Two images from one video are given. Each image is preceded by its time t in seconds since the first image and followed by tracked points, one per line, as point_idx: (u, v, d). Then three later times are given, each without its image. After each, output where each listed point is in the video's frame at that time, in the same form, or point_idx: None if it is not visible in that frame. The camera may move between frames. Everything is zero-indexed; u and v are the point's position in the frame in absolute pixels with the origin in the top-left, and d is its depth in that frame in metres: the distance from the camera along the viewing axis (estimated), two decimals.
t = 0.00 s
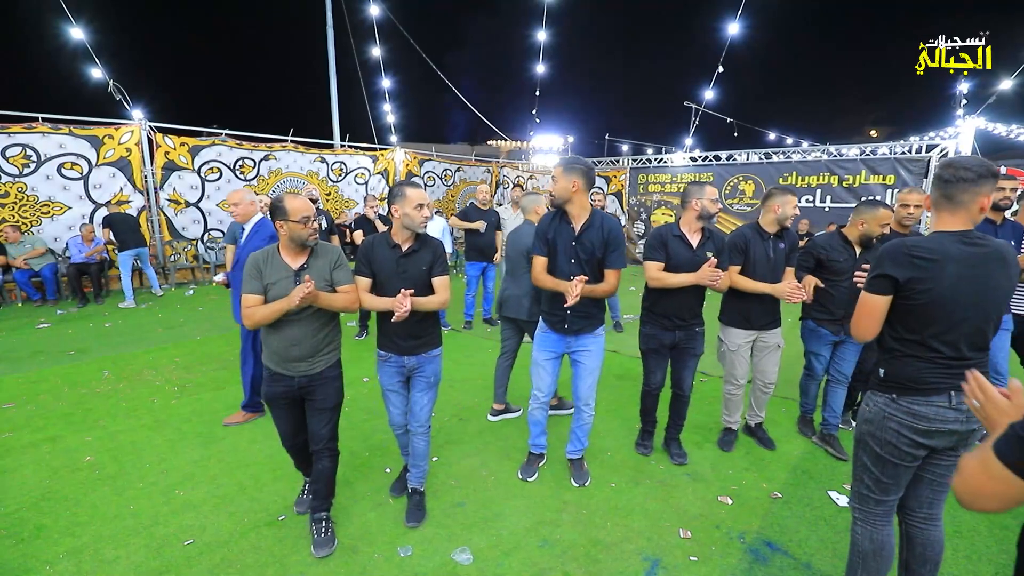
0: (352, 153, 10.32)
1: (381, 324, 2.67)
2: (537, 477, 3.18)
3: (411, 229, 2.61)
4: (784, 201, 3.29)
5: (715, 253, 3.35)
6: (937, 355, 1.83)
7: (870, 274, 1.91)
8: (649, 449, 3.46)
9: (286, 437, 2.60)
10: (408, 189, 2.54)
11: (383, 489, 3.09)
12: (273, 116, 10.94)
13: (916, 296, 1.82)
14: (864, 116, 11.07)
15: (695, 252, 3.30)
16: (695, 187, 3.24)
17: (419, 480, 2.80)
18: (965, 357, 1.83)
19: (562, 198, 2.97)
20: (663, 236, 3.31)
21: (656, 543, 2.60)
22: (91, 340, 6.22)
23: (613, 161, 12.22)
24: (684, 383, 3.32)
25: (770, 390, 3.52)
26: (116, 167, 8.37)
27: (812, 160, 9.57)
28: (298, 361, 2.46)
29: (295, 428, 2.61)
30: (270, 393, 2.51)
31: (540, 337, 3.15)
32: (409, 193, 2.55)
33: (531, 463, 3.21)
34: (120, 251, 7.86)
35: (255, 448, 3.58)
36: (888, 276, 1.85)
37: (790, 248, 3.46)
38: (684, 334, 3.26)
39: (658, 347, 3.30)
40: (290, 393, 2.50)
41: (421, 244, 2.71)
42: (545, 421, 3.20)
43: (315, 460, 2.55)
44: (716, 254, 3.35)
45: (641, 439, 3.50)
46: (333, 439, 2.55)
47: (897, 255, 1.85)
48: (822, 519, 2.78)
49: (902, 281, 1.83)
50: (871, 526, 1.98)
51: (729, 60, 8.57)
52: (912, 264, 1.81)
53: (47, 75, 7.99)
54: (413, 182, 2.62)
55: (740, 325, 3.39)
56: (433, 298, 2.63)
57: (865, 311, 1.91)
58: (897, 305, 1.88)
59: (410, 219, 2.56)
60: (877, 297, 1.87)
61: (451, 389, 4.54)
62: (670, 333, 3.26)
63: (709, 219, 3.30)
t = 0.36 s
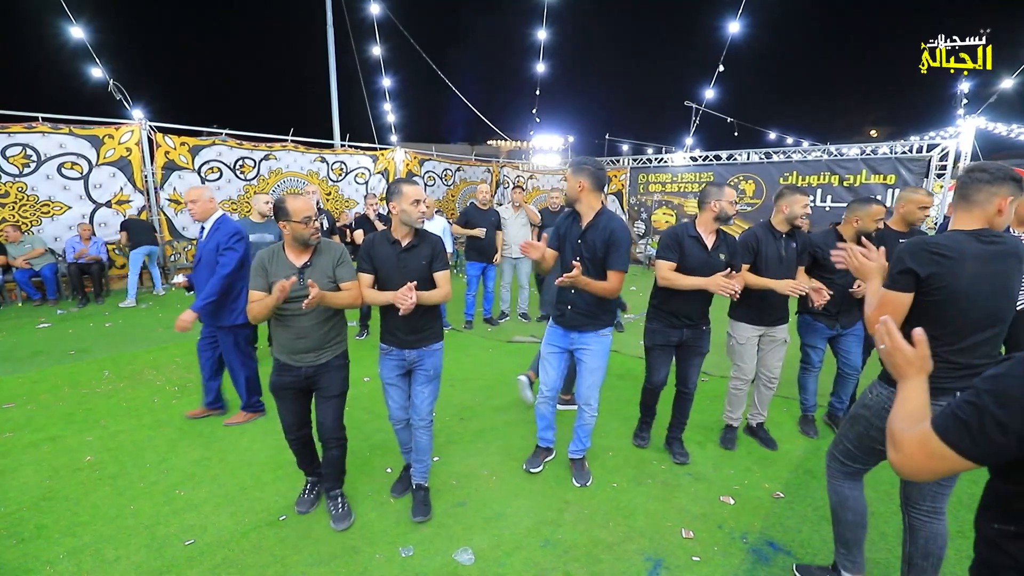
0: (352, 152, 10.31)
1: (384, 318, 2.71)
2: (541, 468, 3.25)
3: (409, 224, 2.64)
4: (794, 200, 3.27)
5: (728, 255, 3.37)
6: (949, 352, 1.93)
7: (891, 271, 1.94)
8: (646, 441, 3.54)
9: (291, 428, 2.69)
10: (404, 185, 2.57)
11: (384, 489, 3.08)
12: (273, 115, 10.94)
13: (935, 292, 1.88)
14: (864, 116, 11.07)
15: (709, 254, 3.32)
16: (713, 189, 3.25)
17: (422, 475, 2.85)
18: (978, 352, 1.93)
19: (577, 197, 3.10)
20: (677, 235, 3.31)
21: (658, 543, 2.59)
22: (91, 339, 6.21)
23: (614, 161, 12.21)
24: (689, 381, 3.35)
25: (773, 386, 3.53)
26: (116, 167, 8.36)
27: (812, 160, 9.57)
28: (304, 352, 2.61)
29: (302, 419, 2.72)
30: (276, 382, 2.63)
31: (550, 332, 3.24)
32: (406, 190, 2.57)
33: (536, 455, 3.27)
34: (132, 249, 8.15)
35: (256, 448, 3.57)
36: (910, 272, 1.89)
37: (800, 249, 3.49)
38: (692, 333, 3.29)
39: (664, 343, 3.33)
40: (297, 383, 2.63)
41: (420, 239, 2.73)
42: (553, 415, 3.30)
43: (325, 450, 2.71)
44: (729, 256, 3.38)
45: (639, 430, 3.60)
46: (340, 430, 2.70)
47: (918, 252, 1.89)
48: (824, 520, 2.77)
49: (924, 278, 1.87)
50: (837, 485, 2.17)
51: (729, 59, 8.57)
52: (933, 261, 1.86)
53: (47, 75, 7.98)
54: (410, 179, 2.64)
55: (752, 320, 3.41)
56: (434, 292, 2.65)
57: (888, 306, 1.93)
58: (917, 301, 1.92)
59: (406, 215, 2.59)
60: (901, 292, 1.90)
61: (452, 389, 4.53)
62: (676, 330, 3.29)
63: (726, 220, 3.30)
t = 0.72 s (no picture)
0: (352, 153, 10.29)
1: (393, 319, 2.83)
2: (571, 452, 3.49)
3: (419, 226, 2.74)
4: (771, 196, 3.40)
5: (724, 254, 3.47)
6: (921, 346, 1.99)
7: (874, 266, 1.99)
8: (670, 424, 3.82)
9: (307, 423, 2.81)
10: (417, 188, 2.67)
11: (383, 490, 3.07)
12: (273, 116, 10.96)
13: (912, 288, 1.95)
14: (864, 116, 11.08)
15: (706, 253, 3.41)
16: (711, 189, 3.30)
17: (436, 465, 3.00)
18: (948, 347, 2.01)
19: (585, 199, 3.11)
20: (676, 236, 3.41)
21: (658, 544, 2.58)
22: (91, 339, 6.21)
23: (613, 161, 12.19)
24: (689, 376, 3.40)
25: (769, 383, 3.55)
26: (116, 167, 8.36)
27: (813, 159, 9.56)
28: (324, 349, 2.75)
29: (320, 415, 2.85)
30: (294, 378, 2.76)
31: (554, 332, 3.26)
32: (418, 192, 2.67)
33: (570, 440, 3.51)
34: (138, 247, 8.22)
35: (256, 448, 3.57)
36: (894, 268, 1.94)
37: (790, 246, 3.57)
38: (692, 331, 3.36)
39: (667, 344, 3.38)
40: (317, 379, 2.76)
41: (430, 241, 2.85)
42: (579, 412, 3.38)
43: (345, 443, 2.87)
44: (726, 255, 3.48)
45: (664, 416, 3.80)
46: (359, 425, 2.87)
47: (899, 248, 1.95)
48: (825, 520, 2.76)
49: (904, 274, 1.94)
50: (842, 481, 2.27)
51: (728, 59, 8.56)
52: (913, 257, 1.93)
53: (47, 75, 7.99)
54: (422, 181, 2.75)
55: (741, 318, 3.56)
56: (440, 296, 2.77)
57: (870, 300, 2.00)
58: (895, 296, 1.99)
59: (416, 218, 2.70)
60: (881, 288, 1.96)
61: (452, 389, 4.53)
62: (678, 330, 3.36)
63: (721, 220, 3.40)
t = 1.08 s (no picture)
0: (350, 152, 10.28)
1: (399, 316, 2.90)
2: (572, 454, 3.42)
3: (429, 224, 2.88)
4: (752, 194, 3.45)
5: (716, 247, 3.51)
6: (886, 331, 2.13)
7: (844, 265, 2.08)
8: (672, 427, 3.75)
9: (315, 420, 2.87)
10: (426, 185, 2.81)
11: (377, 490, 3.05)
12: (272, 116, 10.96)
13: (879, 282, 2.07)
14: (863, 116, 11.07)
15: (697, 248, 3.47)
16: (694, 186, 3.42)
17: (435, 462, 3.02)
18: (905, 330, 2.17)
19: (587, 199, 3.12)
20: (666, 234, 3.48)
21: (653, 545, 2.57)
22: (88, 339, 6.20)
23: (612, 161, 12.18)
24: (691, 366, 3.43)
25: (765, 375, 3.61)
26: (114, 167, 8.34)
27: (812, 159, 9.54)
28: (338, 348, 2.82)
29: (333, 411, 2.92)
30: (307, 373, 2.83)
31: (551, 328, 3.28)
32: (428, 189, 2.82)
33: (568, 441, 3.45)
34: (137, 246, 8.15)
35: (251, 448, 3.56)
36: (864, 265, 2.05)
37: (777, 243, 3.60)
38: (690, 322, 3.40)
39: (667, 335, 3.47)
40: (330, 376, 2.82)
41: (438, 238, 2.97)
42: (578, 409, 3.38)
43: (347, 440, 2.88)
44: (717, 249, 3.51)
45: (666, 417, 3.79)
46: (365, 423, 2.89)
47: (864, 245, 2.07)
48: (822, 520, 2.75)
49: (872, 270, 2.05)
50: (833, 478, 2.26)
51: (727, 59, 8.55)
52: (878, 253, 2.06)
53: (44, 75, 7.98)
54: (432, 180, 2.89)
55: (732, 311, 3.59)
56: (450, 291, 2.87)
57: (844, 297, 2.09)
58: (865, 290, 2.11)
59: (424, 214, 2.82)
60: (854, 285, 2.06)
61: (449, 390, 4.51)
62: (677, 322, 3.42)
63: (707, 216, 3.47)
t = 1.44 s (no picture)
0: (347, 152, 10.26)
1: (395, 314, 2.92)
2: (564, 456, 3.39)
3: (425, 225, 2.87)
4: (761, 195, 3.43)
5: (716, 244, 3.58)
6: (861, 322, 2.26)
7: (809, 260, 2.24)
8: (666, 428, 3.70)
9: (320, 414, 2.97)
10: (421, 187, 2.79)
11: (367, 492, 3.03)
12: (269, 116, 10.95)
13: (844, 275, 2.23)
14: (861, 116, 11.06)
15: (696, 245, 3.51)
16: (693, 185, 3.42)
17: (424, 464, 2.97)
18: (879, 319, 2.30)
19: (594, 201, 3.09)
20: (665, 232, 3.51)
21: (642, 547, 2.55)
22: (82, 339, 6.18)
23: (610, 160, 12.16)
24: (692, 364, 3.52)
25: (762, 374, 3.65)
26: (109, 166, 8.32)
27: (810, 158, 9.52)
28: (335, 344, 2.85)
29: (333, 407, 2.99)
30: (309, 369, 2.89)
31: (548, 330, 3.27)
32: (422, 191, 2.79)
33: (560, 444, 3.41)
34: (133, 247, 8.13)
35: (241, 448, 3.54)
36: (825, 260, 2.22)
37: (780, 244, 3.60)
38: (688, 320, 3.46)
39: (665, 333, 3.50)
40: (327, 372, 2.88)
41: (435, 239, 2.96)
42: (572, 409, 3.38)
43: (343, 435, 2.92)
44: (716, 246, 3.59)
45: (658, 419, 3.75)
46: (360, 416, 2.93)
47: (826, 240, 2.23)
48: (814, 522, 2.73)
49: (836, 263, 2.21)
50: (835, 476, 2.27)
51: (724, 58, 8.53)
52: (841, 247, 2.21)
53: (39, 75, 7.96)
54: (427, 181, 2.87)
55: (731, 311, 3.57)
56: (446, 292, 2.88)
57: (809, 290, 2.26)
58: (829, 282, 2.27)
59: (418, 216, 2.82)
60: (816, 278, 2.23)
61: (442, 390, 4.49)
62: (675, 320, 3.47)
63: (706, 215, 3.50)
